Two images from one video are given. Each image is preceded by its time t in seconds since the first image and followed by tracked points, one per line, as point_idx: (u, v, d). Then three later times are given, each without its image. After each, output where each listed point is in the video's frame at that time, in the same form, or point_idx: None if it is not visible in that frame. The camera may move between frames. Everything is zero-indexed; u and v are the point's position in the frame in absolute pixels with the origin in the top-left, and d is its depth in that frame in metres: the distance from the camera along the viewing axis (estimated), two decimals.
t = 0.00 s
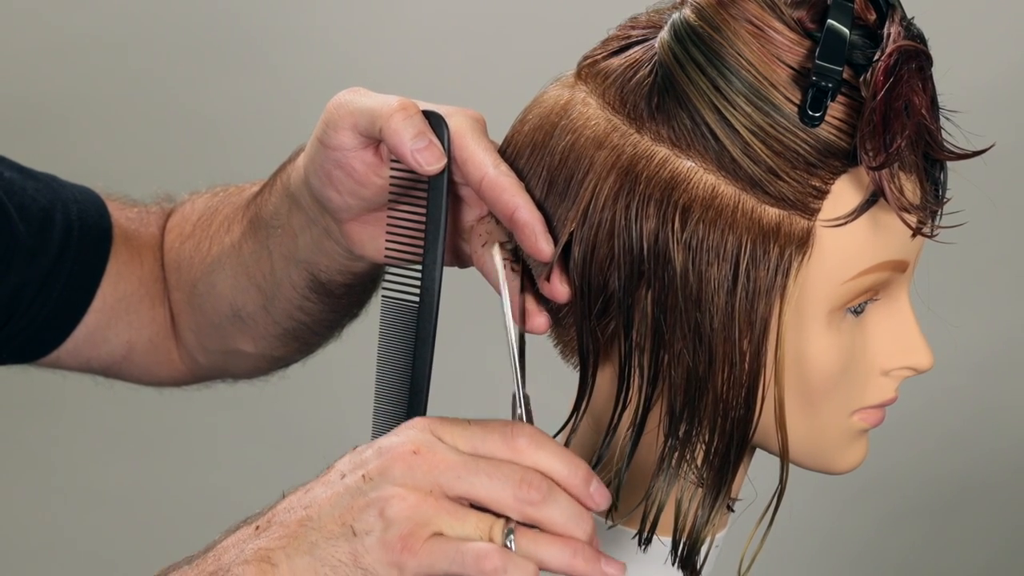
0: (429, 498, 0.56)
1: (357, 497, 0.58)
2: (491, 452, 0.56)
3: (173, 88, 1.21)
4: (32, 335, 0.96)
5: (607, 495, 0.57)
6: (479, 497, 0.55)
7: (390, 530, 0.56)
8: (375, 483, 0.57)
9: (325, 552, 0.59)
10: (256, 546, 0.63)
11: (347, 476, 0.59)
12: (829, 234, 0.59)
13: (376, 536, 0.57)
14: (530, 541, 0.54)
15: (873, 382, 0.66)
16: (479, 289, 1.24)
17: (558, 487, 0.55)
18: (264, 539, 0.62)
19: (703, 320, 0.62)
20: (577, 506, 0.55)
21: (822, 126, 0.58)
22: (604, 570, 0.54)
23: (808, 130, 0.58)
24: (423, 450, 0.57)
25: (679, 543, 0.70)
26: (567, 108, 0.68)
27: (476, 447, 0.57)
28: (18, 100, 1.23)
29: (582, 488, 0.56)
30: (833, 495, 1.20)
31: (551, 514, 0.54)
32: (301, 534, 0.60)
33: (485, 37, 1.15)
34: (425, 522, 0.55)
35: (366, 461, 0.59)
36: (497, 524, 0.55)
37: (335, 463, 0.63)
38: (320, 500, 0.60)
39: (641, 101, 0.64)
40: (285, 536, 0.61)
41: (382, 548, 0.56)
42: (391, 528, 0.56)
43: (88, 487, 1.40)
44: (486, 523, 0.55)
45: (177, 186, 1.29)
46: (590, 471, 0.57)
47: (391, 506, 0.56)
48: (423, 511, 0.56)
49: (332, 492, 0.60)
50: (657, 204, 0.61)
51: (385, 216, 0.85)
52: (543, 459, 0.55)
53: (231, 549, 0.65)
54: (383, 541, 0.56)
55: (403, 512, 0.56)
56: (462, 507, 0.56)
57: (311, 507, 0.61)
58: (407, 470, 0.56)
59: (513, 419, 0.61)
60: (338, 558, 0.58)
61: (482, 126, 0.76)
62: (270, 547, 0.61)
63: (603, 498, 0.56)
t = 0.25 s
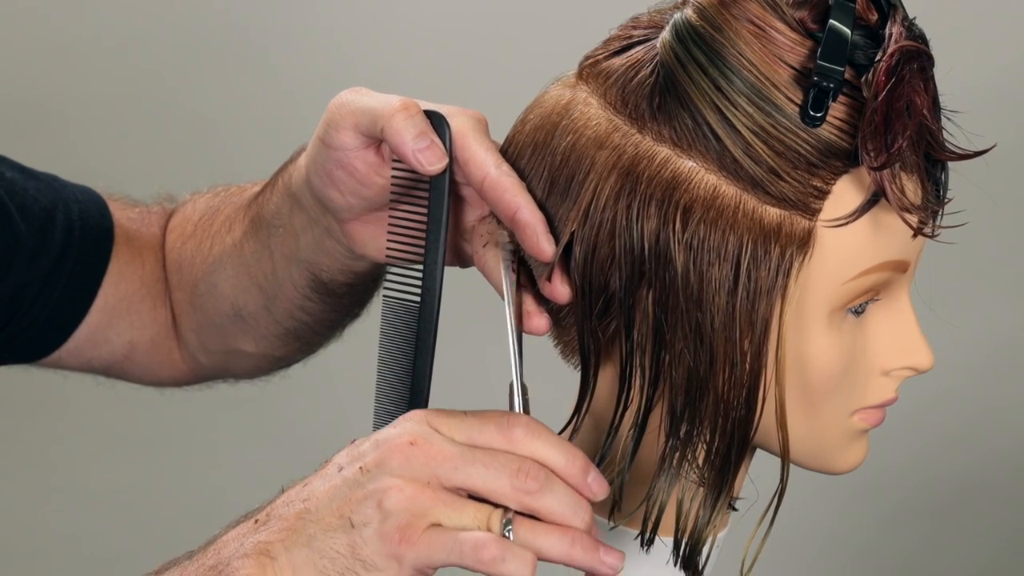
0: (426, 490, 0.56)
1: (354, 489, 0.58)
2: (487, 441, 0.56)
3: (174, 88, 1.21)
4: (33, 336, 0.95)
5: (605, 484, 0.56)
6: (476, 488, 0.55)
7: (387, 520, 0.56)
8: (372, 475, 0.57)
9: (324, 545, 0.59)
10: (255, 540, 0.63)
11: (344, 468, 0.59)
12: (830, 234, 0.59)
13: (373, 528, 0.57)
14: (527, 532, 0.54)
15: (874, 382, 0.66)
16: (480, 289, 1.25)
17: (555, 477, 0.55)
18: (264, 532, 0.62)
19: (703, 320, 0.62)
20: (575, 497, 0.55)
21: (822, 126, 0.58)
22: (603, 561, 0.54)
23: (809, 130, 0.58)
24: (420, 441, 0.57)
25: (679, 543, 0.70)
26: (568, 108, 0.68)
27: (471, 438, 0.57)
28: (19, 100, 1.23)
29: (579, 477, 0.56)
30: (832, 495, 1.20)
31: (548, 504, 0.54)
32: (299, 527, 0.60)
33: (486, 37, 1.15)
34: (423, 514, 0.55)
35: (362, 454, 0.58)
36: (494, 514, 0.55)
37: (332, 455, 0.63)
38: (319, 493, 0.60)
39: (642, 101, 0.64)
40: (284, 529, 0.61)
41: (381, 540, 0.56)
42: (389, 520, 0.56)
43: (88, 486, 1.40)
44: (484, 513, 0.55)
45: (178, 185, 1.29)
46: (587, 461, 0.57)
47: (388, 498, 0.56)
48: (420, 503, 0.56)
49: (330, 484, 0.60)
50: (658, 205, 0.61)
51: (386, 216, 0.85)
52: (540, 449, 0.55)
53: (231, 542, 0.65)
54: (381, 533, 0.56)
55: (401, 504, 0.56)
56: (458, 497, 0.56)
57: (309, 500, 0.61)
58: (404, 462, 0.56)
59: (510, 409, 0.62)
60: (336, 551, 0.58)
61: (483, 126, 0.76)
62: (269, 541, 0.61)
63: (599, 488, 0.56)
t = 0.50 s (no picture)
0: (422, 484, 0.56)
1: (349, 485, 0.58)
2: (482, 435, 0.56)
3: (174, 88, 1.22)
4: (33, 336, 0.96)
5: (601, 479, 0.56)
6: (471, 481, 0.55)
7: (383, 516, 0.56)
8: (368, 471, 0.57)
9: (321, 541, 0.59)
10: (252, 538, 0.63)
11: (339, 465, 0.59)
12: (829, 234, 0.60)
13: (368, 524, 0.57)
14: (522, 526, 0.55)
15: (873, 382, 0.66)
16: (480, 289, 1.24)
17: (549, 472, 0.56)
18: (261, 530, 0.62)
19: (703, 320, 0.62)
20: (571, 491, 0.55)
21: (822, 126, 0.58)
22: (599, 553, 0.54)
23: (809, 130, 0.58)
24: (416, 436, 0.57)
25: (680, 543, 0.70)
26: (568, 108, 0.68)
27: (465, 432, 0.57)
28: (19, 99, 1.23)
29: (574, 472, 0.56)
30: (832, 495, 1.20)
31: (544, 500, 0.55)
32: (296, 524, 0.60)
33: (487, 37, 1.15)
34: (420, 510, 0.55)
35: (357, 451, 0.59)
36: (490, 508, 0.55)
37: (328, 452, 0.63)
38: (314, 491, 0.60)
39: (642, 101, 0.64)
40: (281, 526, 0.61)
41: (376, 535, 0.56)
42: (385, 515, 0.56)
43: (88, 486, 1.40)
44: (480, 507, 0.55)
45: (174, 188, 1.28)
46: (582, 455, 0.57)
47: (383, 493, 0.56)
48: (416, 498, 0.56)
49: (325, 481, 0.60)
50: (658, 205, 0.61)
51: (386, 217, 0.85)
52: (535, 443, 0.55)
53: (228, 541, 0.65)
54: (377, 529, 0.56)
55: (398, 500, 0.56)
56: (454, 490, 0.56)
57: (305, 497, 0.61)
58: (400, 457, 0.56)
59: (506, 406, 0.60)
60: (332, 546, 0.58)
61: (483, 126, 0.76)
62: (266, 538, 0.61)
63: (595, 483, 0.56)
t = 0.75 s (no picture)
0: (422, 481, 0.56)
1: (347, 483, 0.58)
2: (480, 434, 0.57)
3: (174, 89, 1.22)
4: (33, 335, 0.95)
5: (599, 474, 0.57)
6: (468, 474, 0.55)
7: (381, 512, 0.56)
8: (366, 467, 0.57)
9: (319, 539, 0.59)
10: (251, 535, 0.62)
11: (338, 462, 0.59)
12: (828, 234, 0.59)
13: (366, 521, 0.57)
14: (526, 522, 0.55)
15: (872, 382, 0.66)
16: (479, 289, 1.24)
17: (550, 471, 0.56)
18: (258, 528, 0.62)
19: (702, 320, 0.62)
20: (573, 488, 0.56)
21: (821, 126, 0.58)
22: (599, 547, 0.55)
23: (807, 130, 0.58)
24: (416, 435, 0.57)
25: (679, 543, 0.70)
26: (567, 108, 0.67)
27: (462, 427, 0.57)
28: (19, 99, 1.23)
29: (573, 467, 0.56)
30: (832, 496, 1.20)
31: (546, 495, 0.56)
32: (294, 520, 0.60)
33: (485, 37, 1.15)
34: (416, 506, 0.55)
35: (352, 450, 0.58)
36: (489, 503, 0.55)
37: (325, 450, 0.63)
38: (311, 488, 0.60)
39: (640, 101, 0.64)
40: (279, 523, 0.61)
41: (374, 532, 0.56)
42: (383, 512, 0.56)
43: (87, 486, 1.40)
44: (478, 502, 0.55)
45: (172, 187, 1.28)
46: (580, 451, 0.57)
47: (381, 489, 0.56)
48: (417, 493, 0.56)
49: (323, 479, 0.60)
50: (656, 205, 0.61)
51: (384, 217, 0.85)
52: (533, 439, 0.56)
53: (226, 538, 0.65)
54: (375, 526, 0.56)
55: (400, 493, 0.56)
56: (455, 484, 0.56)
57: (303, 495, 0.61)
58: (397, 454, 0.56)
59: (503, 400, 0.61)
60: (330, 544, 0.58)
61: (481, 126, 0.76)
62: (264, 535, 0.61)
63: (593, 478, 0.56)
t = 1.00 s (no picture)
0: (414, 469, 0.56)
1: (345, 475, 0.58)
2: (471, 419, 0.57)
3: (173, 89, 1.22)
4: (32, 335, 0.95)
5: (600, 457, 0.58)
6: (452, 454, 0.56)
7: (380, 503, 0.56)
8: (364, 459, 0.57)
9: (317, 531, 0.59)
10: (250, 529, 0.62)
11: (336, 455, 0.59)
12: (828, 234, 0.59)
13: (365, 513, 0.57)
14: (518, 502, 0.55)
15: (872, 382, 0.66)
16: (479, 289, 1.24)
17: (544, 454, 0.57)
18: (257, 522, 0.62)
19: (702, 320, 0.62)
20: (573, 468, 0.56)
21: (820, 126, 0.58)
22: (600, 529, 0.55)
23: (807, 130, 0.58)
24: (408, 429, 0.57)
25: (679, 543, 0.70)
26: (566, 109, 0.67)
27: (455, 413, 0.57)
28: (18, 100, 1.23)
29: (573, 451, 0.57)
30: (831, 495, 1.20)
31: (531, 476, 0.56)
32: (293, 514, 0.60)
33: (485, 38, 1.15)
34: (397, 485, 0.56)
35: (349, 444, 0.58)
36: (488, 489, 0.55)
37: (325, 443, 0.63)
38: (309, 481, 0.60)
39: (639, 101, 0.64)
40: (278, 517, 0.61)
41: (372, 523, 0.56)
42: (381, 502, 0.56)
43: (87, 486, 1.40)
44: (477, 489, 0.55)
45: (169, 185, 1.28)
46: (580, 435, 0.58)
47: (380, 481, 0.56)
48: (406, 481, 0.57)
49: (321, 471, 0.60)
50: (656, 205, 0.61)
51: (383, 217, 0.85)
52: (532, 425, 0.56)
53: (224, 533, 0.65)
54: (373, 516, 0.56)
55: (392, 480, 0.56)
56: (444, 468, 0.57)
57: (301, 487, 0.61)
58: (395, 446, 0.56)
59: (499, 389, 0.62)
60: (329, 535, 0.58)
61: (480, 126, 0.76)
62: (263, 529, 0.61)
63: (595, 461, 0.57)
